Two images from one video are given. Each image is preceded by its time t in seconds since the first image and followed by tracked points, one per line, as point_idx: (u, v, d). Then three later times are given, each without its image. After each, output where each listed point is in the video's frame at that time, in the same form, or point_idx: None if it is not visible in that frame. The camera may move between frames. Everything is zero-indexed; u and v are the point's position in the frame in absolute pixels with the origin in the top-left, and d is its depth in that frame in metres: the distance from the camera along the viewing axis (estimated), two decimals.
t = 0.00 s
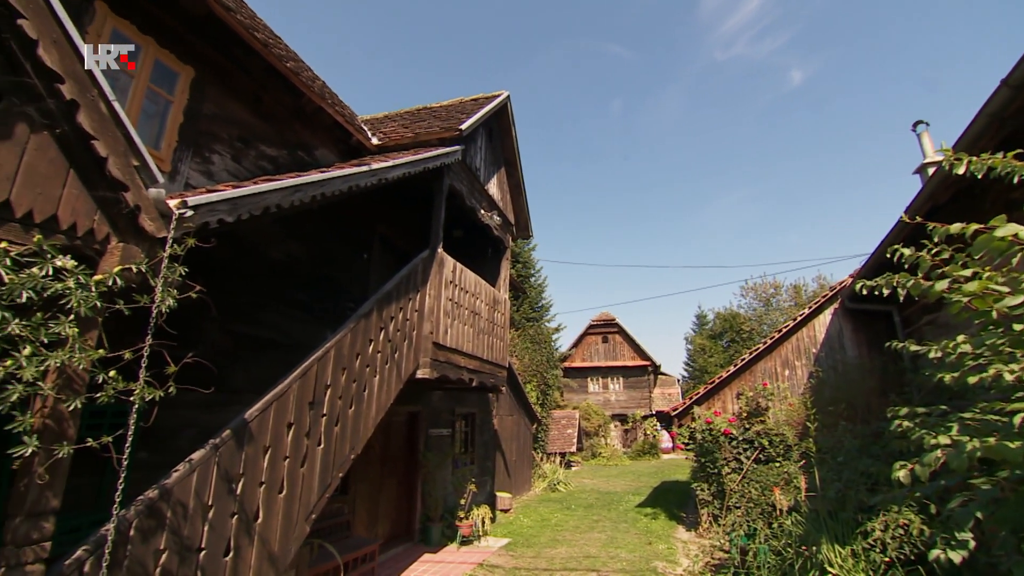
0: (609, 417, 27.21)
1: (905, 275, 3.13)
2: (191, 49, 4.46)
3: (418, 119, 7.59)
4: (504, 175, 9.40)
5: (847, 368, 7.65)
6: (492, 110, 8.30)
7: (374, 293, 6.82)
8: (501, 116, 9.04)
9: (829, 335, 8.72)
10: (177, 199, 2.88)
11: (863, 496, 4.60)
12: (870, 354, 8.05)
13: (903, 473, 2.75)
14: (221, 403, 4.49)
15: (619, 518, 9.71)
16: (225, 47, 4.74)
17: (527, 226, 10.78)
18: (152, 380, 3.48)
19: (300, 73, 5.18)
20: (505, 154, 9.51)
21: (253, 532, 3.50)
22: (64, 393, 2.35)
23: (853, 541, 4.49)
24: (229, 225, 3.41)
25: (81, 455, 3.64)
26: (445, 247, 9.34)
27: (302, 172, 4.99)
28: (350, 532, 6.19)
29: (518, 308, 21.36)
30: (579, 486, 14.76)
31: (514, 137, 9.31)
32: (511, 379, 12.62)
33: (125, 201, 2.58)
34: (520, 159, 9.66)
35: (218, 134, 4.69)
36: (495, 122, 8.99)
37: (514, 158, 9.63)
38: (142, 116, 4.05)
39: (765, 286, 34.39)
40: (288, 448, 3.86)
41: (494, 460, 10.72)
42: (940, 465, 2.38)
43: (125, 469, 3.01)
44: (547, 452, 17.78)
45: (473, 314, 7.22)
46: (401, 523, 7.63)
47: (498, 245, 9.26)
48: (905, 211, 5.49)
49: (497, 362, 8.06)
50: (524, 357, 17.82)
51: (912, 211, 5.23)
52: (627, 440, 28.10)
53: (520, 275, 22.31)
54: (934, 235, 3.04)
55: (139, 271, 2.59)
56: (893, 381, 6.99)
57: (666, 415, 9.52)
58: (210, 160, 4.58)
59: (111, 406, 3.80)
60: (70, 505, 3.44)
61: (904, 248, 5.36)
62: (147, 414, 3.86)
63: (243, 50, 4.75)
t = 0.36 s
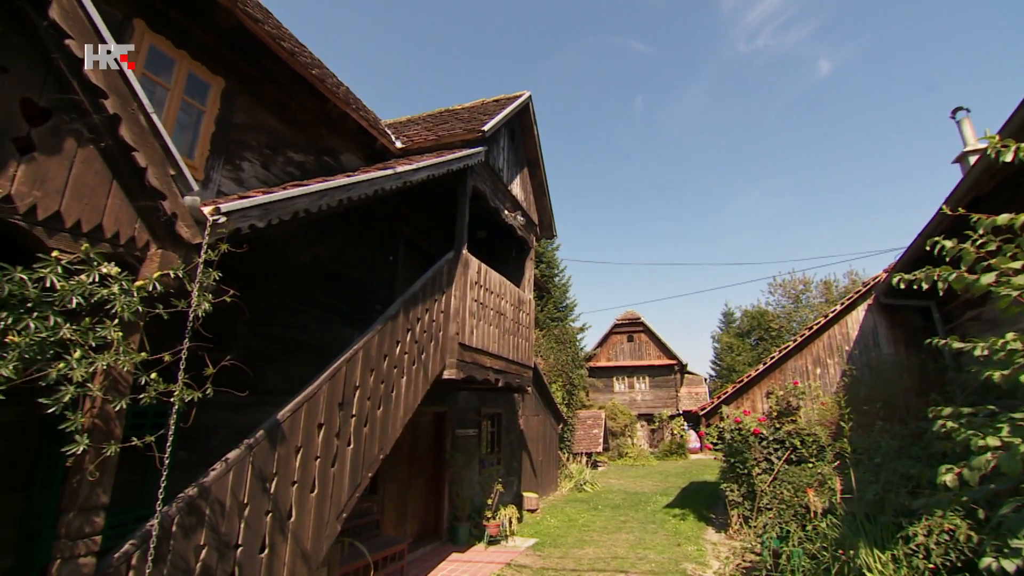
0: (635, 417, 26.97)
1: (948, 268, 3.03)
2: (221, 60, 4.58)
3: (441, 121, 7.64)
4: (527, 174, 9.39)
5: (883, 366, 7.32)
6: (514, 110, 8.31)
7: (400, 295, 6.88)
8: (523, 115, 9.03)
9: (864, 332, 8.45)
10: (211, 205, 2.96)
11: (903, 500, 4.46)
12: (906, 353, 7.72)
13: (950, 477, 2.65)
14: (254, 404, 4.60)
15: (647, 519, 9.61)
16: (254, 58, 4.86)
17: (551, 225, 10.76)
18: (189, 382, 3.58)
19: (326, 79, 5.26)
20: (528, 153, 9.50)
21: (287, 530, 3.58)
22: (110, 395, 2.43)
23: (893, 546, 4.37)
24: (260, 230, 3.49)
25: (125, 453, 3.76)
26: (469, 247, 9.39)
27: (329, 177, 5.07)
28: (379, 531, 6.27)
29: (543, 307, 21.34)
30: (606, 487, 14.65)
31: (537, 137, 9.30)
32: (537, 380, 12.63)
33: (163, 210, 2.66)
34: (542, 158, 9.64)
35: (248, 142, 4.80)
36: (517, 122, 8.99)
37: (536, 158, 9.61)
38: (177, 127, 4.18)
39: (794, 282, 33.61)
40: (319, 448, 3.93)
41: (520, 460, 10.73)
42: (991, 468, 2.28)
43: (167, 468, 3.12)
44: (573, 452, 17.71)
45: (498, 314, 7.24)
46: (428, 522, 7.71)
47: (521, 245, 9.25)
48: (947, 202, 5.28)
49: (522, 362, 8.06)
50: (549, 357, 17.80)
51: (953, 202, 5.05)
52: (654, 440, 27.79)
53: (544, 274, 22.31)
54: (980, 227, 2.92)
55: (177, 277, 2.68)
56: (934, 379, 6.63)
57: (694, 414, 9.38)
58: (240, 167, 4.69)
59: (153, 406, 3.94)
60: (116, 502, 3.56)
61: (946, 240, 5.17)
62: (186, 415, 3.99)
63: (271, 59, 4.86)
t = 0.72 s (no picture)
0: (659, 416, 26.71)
1: (989, 262, 2.94)
2: (247, 68, 4.68)
3: (462, 123, 7.69)
4: (548, 174, 9.38)
5: (919, 364, 7.13)
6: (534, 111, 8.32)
7: (423, 296, 6.93)
8: (543, 115, 9.02)
9: (897, 329, 8.23)
10: (240, 211, 3.04)
11: (943, 503, 4.33)
12: (944, 349, 7.62)
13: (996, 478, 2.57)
14: (283, 405, 4.69)
15: (673, 520, 9.50)
16: (279, 66, 4.96)
17: (572, 225, 10.72)
18: (222, 383, 3.67)
19: (348, 85, 5.33)
20: (548, 153, 9.48)
21: (316, 528, 3.64)
22: (148, 396, 2.51)
23: (933, 551, 4.26)
24: (287, 235, 3.56)
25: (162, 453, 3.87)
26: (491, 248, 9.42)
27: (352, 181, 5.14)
28: (405, 530, 6.33)
29: (565, 307, 21.27)
30: (631, 487, 14.53)
31: (557, 136, 9.28)
32: (560, 379, 12.61)
33: (195, 216, 2.73)
34: (562, 157, 9.60)
35: (274, 148, 4.91)
36: (538, 122, 8.98)
37: (557, 157, 9.58)
38: (206, 136, 4.29)
39: (822, 278, 32.86)
40: (346, 448, 3.99)
41: (544, 461, 10.72)
42: None
43: (202, 467, 3.20)
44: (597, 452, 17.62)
45: (521, 314, 7.25)
46: (453, 522, 7.74)
47: (543, 245, 9.23)
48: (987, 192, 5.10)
49: (545, 362, 8.05)
50: (572, 356, 17.76)
51: (993, 192, 4.87)
52: (679, 440, 27.48)
53: (566, 274, 22.23)
54: None
55: (209, 281, 2.75)
56: (975, 378, 6.41)
57: (720, 414, 9.24)
58: (267, 173, 4.79)
59: (188, 407, 4.05)
60: (155, 500, 3.67)
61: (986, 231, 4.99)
62: (219, 416, 4.09)
63: (295, 66, 4.95)
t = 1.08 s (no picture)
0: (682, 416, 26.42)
1: None
2: (270, 76, 4.76)
3: (482, 124, 7.71)
4: (567, 174, 9.36)
5: (954, 362, 6.91)
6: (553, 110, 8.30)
7: (444, 297, 6.98)
8: (562, 114, 8.99)
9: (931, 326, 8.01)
10: (266, 216, 3.10)
11: (981, 508, 4.26)
12: (981, 347, 7.38)
13: None
14: (309, 406, 4.77)
15: (698, 521, 9.38)
16: (301, 72, 5.03)
17: (593, 224, 10.67)
18: (251, 385, 3.75)
19: (368, 89, 5.39)
20: (568, 152, 9.45)
21: (343, 527, 3.70)
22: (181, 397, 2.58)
23: (973, 558, 4.21)
24: (312, 238, 3.62)
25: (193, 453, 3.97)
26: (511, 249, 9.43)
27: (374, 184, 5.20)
28: (429, 530, 6.38)
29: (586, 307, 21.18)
30: (654, 488, 14.40)
31: (576, 135, 9.24)
32: (583, 379, 12.57)
33: (223, 222, 2.80)
34: (582, 156, 9.56)
35: (297, 154, 4.99)
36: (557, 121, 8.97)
37: (577, 156, 9.55)
38: (232, 143, 4.39)
39: (849, 275, 32.11)
40: (371, 448, 4.04)
41: (567, 461, 10.69)
42: None
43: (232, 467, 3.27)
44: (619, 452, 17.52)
45: (543, 315, 7.25)
46: (477, 522, 7.79)
47: (563, 245, 9.20)
48: None
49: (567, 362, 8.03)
50: (594, 357, 17.69)
51: None
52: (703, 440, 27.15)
53: (587, 274, 22.15)
54: None
55: (237, 285, 2.82)
56: (1016, 378, 6.12)
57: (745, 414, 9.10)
58: (291, 178, 4.88)
59: (218, 409, 4.15)
60: (188, 498, 3.77)
61: None
62: (248, 417, 4.18)
63: (317, 73, 5.02)
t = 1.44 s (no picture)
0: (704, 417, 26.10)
1: None
2: (290, 82, 4.84)
3: (498, 126, 7.72)
4: (585, 173, 9.32)
5: (991, 362, 6.71)
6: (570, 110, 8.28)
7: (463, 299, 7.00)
8: (579, 113, 8.95)
9: (964, 324, 7.82)
10: (289, 220, 3.14)
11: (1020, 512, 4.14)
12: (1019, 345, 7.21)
13: None
14: (331, 408, 4.83)
15: (722, 523, 9.25)
16: (319, 78, 5.10)
17: (611, 223, 10.60)
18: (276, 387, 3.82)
19: (386, 93, 5.43)
20: (585, 152, 9.41)
21: (366, 528, 3.73)
22: (209, 399, 2.63)
23: (1014, 566, 4.10)
24: (333, 242, 3.67)
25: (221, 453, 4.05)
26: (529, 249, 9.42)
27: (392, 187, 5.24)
28: (451, 530, 6.42)
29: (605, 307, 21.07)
30: (676, 489, 14.24)
31: (594, 135, 9.19)
32: (603, 379, 12.50)
33: (247, 227, 2.85)
34: (599, 155, 9.50)
35: (317, 159, 5.06)
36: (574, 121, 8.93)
37: (594, 156, 9.50)
38: (255, 149, 4.48)
39: (874, 272, 31.37)
40: (392, 450, 4.07)
41: (587, 462, 10.63)
42: None
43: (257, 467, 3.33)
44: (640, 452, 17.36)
45: (562, 315, 7.23)
46: (498, 522, 7.80)
47: (582, 245, 9.14)
48: None
49: (586, 363, 7.99)
50: (613, 357, 17.58)
51: None
52: (725, 441, 26.77)
53: (605, 274, 22.00)
54: None
55: (261, 289, 2.87)
56: None
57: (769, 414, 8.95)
58: (311, 183, 4.95)
59: (244, 410, 4.23)
60: (217, 498, 3.84)
61: None
62: (273, 418, 4.26)
63: (335, 78, 5.08)
